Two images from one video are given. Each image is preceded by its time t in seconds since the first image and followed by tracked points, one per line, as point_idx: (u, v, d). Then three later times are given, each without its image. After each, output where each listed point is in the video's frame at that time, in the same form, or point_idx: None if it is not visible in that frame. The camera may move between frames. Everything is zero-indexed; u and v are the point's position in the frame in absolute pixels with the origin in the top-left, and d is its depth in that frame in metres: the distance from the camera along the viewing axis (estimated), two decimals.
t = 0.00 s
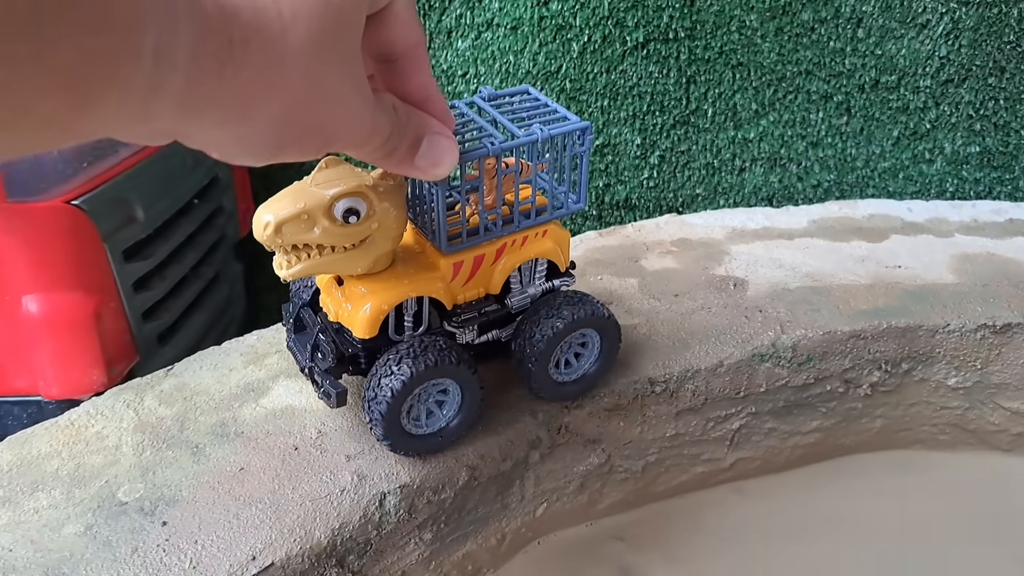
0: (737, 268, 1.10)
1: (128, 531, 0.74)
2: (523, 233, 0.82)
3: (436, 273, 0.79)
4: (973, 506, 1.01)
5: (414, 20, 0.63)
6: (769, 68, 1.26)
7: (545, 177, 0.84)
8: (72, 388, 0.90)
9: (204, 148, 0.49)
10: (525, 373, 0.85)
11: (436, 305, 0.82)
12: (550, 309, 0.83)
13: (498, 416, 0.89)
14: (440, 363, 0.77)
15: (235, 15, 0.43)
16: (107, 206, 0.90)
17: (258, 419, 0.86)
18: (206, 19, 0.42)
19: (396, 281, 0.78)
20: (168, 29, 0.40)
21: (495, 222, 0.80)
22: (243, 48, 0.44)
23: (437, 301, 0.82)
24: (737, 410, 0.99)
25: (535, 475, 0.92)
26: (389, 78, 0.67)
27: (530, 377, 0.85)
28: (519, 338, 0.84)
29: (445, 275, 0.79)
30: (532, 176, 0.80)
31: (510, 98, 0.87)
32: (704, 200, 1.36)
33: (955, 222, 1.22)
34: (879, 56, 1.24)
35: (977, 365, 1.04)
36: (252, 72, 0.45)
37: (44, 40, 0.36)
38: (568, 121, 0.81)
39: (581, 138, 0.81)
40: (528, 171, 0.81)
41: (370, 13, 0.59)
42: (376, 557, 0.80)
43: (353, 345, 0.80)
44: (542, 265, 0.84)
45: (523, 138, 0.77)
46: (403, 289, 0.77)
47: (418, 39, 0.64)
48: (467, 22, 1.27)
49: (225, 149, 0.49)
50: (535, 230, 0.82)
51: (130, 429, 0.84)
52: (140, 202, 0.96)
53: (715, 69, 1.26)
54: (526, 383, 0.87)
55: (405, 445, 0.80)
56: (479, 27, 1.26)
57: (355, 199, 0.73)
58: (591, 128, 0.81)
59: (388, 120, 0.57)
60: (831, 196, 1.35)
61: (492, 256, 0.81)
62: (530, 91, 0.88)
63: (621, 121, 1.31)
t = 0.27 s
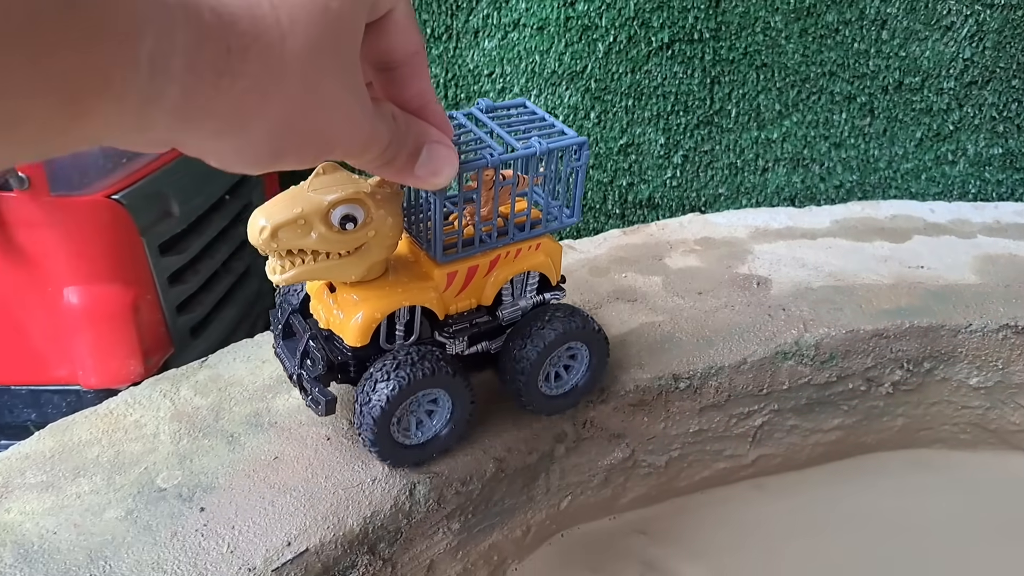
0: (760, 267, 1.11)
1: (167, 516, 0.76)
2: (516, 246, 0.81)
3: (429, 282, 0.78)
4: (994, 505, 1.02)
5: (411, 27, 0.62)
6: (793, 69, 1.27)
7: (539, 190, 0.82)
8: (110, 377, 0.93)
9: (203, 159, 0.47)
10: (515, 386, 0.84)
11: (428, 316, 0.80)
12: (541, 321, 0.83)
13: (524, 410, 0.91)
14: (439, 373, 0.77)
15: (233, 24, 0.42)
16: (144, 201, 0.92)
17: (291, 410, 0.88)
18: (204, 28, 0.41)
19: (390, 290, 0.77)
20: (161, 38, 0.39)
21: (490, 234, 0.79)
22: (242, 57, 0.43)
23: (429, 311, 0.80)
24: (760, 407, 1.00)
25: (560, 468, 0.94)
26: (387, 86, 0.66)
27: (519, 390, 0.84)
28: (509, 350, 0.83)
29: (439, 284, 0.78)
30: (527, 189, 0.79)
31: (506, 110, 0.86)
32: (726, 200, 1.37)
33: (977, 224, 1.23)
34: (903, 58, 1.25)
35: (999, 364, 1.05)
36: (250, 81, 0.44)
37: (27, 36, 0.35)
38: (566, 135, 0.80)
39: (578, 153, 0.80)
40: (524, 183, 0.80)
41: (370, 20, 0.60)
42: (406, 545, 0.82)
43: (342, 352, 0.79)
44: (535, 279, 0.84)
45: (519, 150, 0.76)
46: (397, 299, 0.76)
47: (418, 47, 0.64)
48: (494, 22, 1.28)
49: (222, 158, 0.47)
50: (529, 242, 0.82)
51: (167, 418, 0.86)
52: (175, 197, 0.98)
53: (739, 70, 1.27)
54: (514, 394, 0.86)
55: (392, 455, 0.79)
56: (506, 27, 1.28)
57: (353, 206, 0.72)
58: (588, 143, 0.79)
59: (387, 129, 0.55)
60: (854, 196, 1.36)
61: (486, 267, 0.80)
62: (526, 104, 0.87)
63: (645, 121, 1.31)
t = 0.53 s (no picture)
0: (781, 266, 1.13)
1: (206, 502, 0.78)
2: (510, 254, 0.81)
3: (425, 290, 0.79)
4: (1012, 502, 1.03)
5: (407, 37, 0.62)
6: (815, 70, 1.28)
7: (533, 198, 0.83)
8: (147, 367, 0.95)
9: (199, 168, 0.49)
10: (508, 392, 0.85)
11: (423, 323, 0.81)
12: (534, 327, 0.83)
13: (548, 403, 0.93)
14: (447, 380, 0.79)
15: (230, 37, 0.43)
16: (181, 196, 0.94)
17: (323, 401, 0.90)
18: (199, 41, 0.42)
19: (385, 299, 0.77)
20: (158, 53, 0.41)
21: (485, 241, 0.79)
22: (237, 70, 0.44)
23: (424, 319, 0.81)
24: (781, 403, 1.02)
25: (584, 460, 0.95)
26: (385, 95, 0.66)
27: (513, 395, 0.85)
28: (502, 355, 0.84)
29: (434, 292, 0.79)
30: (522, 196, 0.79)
31: (500, 118, 0.86)
32: (747, 199, 1.38)
33: (997, 224, 1.24)
34: (924, 60, 1.27)
35: (1018, 363, 1.06)
36: (246, 93, 0.45)
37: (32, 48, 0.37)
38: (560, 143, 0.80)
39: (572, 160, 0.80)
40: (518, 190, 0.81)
41: (366, 29, 0.59)
42: (435, 533, 0.85)
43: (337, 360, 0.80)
44: (528, 286, 0.84)
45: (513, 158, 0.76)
46: (392, 307, 0.77)
47: (413, 56, 0.64)
48: (519, 23, 1.30)
49: (219, 169, 0.49)
50: (523, 249, 0.82)
51: (203, 408, 0.89)
52: (210, 193, 1.00)
53: (761, 71, 1.28)
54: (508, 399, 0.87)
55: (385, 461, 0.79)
56: (531, 28, 1.30)
57: (349, 215, 0.72)
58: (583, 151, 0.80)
59: (384, 139, 0.55)
60: (874, 196, 1.38)
61: (480, 274, 0.80)
62: (519, 112, 0.87)
63: (667, 121, 1.33)
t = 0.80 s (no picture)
0: (796, 269, 1.15)
1: (236, 493, 0.81)
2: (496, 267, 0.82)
3: (413, 303, 0.79)
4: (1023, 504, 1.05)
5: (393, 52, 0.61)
6: (831, 76, 1.30)
7: (518, 210, 0.84)
8: (178, 363, 0.98)
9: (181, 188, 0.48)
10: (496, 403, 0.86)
11: (411, 337, 0.82)
12: (522, 338, 0.84)
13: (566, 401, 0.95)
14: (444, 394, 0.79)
15: (211, 58, 0.43)
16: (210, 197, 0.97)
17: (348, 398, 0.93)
18: (179, 63, 0.42)
19: (373, 313, 0.78)
20: (142, 75, 0.41)
21: (471, 254, 0.80)
22: (219, 89, 0.44)
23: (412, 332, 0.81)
24: (795, 404, 1.04)
25: (601, 458, 0.98)
26: (368, 111, 0.65)
27: (501, 406, 0.86)
28: (491, 367, 0.84)
29: (422, 306, 0.79)
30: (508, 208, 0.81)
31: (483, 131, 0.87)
32: (763, 203, 1.40)
33: (1010, 230, 1.25)
34: (939, 66, 1.29)
35: None
36: (226, 114, 0.45)
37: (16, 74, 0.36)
38: (545, 155, 0.82)
39: (557, 172, 0.81)
40: (504, 203, 0.82)
41: (349, 47, 0.58)
42: (456, 526, 0.87)
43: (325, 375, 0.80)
44: (514, 297, 0.85)
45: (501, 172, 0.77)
46: (380, 322, 0.77)
47: (398, 73, 0.63)
48: (540, 28, 1.31)
49: (200, 186, 0.48)
50: (510, 261, 0.83)
51: (232, 403, 0.91)
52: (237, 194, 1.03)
53: (778, 76, 1.30)
54: (496, 410, 0.87)
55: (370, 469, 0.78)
56: (551, 32, 1.31)
57: (335, 231, 0.73)
58: (567, 163, 0.81)
59: (369, 158, 0.54)
60: (889, 201, 1.40)
61: (468, 286, 0.81)
62: (503, 124, 0.88)
63: (685, 125, 1.34)
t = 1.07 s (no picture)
0: (820, 263, 1.17)
1: (277, 472, 0.84)
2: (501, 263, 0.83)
3: (419, 299, 0.80)
4: None
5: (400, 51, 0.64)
6: (854, 74, 1.32)
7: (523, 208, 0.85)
8: (216, 347, 1.01)
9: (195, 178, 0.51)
10: (503, 398, 0.86)
11: (418, 333, 0.83)
12: (529, 333, 0.85)
13: (593, 389, 0.97)
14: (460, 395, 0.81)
15: (225, 52, 0.45)
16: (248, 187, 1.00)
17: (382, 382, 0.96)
18: (193, 57, 0.44)
19: (381, 310, 0.79)
20: (156, 68, 0.43)
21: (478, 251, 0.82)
22: (232, 83, 0.46)
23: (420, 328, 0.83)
24: (819, 395, 1.05)
25: (628, 445, 1.00)
26: (377, 107, 0.68)
27: (508, 402, 0.87)
28: (497, 362, 0.85)
29: (429, 302, 0.80)
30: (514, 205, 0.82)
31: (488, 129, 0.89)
32: (784, 198, 1.42)
33: None
34: (962, 65, 1.30)
35: None
36: (238, 107, 0.47)
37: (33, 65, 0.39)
38: (549, 153, 0.83)
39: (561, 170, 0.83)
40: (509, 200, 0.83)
41: (360, 43, 0.61)
42: (488, 508, 0.89)
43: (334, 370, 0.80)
44: (518, 293, 0.86)
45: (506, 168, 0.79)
46: (387, 319, 0.78)
47: (406, 70, 0.66)
48: (565, 25, 1.32)
49: (214, 179, 0.51)
50: (515, 258, 0.84)
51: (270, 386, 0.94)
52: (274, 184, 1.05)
53: (801, 73, 1.32)
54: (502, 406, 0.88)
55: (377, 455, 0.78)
56: (577, 30, 1.32)
57: (345, 228, 0.74)
58: (571, 160, 0.82)
59: (377, 154, 0.57)
60: (909, 197, 1.42)
61: (473, 283, 0.82)
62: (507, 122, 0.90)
63: (708, 121, 1.36)
